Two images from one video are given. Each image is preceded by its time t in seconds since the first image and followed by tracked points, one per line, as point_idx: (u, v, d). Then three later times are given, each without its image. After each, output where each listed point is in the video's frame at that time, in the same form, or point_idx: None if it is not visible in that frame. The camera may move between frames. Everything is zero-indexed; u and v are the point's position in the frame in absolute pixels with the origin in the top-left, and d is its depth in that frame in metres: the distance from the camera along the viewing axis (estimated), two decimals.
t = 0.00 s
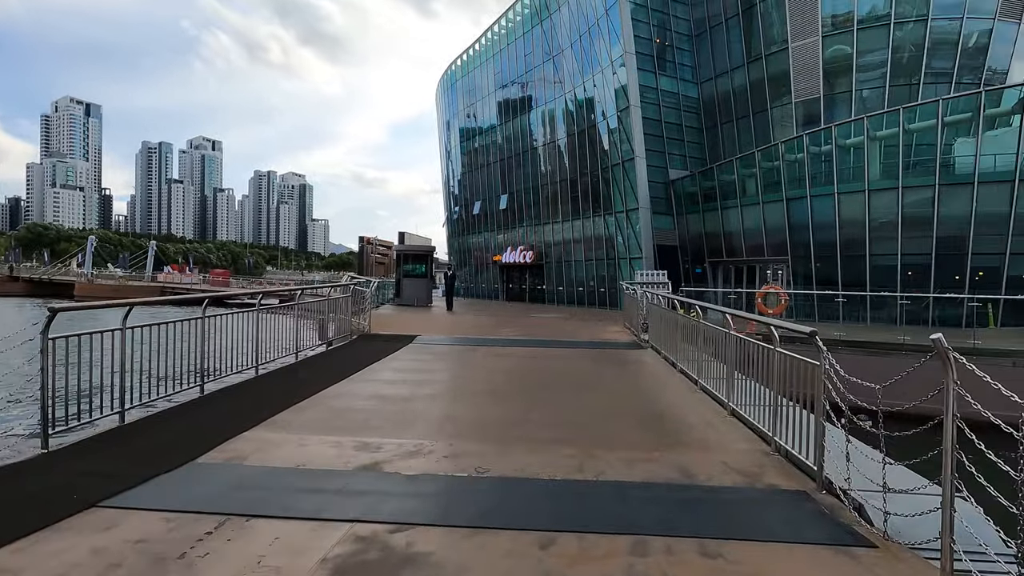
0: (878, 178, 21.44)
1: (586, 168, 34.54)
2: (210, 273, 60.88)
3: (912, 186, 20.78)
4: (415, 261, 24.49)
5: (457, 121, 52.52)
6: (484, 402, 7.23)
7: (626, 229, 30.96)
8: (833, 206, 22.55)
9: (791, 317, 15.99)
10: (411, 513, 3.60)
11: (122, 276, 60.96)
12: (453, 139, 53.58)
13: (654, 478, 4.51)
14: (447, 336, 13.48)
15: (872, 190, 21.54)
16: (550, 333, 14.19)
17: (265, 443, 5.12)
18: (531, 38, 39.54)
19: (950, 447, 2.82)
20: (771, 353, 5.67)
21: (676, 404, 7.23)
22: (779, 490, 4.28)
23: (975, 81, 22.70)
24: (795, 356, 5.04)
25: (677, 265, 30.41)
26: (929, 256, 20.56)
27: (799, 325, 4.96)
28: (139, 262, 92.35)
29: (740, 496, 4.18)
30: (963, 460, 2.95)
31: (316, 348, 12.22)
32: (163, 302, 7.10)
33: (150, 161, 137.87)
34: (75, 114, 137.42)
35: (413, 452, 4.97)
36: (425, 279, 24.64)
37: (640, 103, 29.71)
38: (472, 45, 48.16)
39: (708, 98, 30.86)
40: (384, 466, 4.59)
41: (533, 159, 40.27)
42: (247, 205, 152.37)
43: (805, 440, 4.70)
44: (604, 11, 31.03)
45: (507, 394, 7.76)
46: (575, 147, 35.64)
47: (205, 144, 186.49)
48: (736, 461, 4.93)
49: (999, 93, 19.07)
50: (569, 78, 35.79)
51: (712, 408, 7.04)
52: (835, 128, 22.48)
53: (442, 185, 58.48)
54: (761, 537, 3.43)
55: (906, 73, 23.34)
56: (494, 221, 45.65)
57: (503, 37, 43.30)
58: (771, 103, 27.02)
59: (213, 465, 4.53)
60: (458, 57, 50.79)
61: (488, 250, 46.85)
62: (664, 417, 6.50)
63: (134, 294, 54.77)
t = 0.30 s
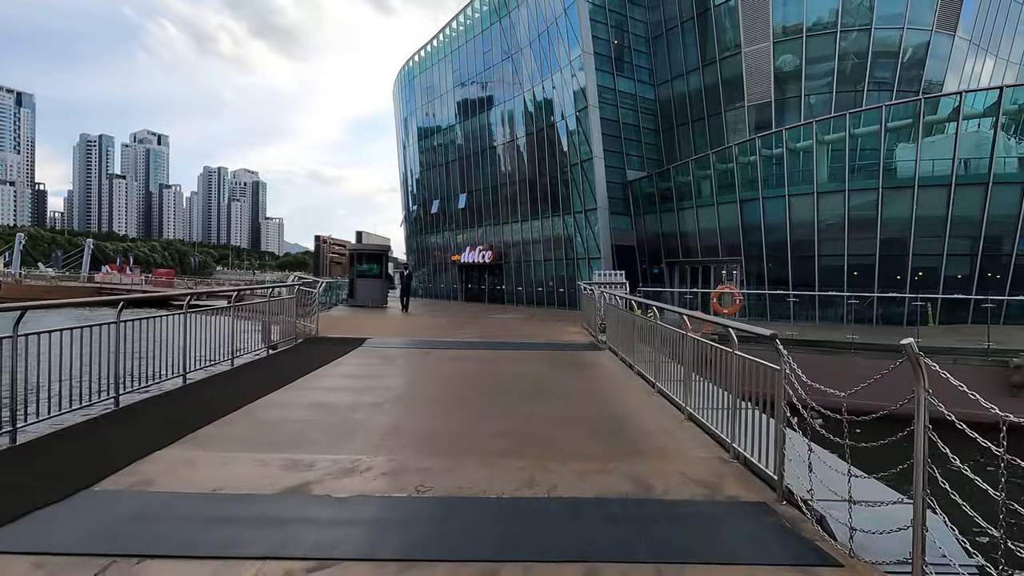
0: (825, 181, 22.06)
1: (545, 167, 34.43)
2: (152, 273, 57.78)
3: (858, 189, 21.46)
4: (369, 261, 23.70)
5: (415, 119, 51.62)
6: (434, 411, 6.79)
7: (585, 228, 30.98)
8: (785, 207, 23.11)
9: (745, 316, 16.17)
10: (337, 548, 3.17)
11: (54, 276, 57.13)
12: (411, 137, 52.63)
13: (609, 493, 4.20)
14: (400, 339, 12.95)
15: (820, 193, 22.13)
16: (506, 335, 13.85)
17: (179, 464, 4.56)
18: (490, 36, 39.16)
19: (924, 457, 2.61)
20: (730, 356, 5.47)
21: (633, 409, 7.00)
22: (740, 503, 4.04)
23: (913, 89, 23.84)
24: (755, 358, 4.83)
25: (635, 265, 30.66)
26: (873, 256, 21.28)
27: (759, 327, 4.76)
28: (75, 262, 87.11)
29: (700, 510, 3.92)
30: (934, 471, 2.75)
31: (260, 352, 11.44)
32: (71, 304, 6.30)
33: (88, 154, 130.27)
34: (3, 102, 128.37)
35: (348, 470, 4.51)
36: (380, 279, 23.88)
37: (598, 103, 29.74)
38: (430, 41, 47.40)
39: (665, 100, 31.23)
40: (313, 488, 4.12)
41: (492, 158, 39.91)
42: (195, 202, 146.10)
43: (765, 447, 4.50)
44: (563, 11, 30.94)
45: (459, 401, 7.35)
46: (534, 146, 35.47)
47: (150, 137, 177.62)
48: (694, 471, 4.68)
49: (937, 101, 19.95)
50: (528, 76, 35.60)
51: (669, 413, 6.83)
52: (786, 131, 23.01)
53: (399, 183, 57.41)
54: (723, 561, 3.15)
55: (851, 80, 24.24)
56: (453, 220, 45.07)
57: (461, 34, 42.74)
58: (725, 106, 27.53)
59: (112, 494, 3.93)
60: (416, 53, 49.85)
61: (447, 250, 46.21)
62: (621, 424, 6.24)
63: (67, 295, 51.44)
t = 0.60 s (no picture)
0: (776, 184, 22.49)
1: (503, 167, 34.06)
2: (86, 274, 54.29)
3: (808, 192, 21.95)
4: (319, 261, 22.68)
5: (370, 115, 50.36)
6: (375, 422, 6.23)
7: (543, 229, 30.80)
8: (738, 209, 23.49)
9: (700, 317, 16.17)
10: None
11: None
12: (366, 134, 51.35)
13: (561, 514, 3.79)
14: (347, 342, 12.25)
15: (771, 195, 22.58)
16: (461, 337, 13.34)
17: (62, 495, 3.87)
18: (447, 33, 38.49)
19: (912, 474, 2.31)
20: (689, 359, 5.17)
21: (589, 416, 6.64)
22: (703, 521, 3.69)
23: (858, 96, 24.73)
24: (716, 362, 4.53)
25: (593, 266, 30.68)
26: (822, 257, 21.81)
27: (721, 328, 4.45)
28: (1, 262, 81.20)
29: (660, 531, 3.54)
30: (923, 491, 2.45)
31: (194, 357, 10.55)
32: None
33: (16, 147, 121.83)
34: None
35: (265, 497, 3.92)
36: (331, 280, 22.90)
37: (556, 103, 29.56)
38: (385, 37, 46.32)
39: (621, 102, 31.39)
40: (219, 521, 3.53)
41: (449, 157, 39.28)
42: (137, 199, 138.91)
43: (729, 457, 4.19)
44: (521, 10, 30.64)
45: (405, 410, 6.82)
46: (492, 146, 35.07)
47: (86, 130, 167.93)
48: (653, 485, 4.33)
49: (880, 108, 20.66)
50: (485, 75, 35.16)
51: (627, 419, 6.50)
52: (739, 135, 23.36)
53: (354, 182, 55.93)
54: None
55: (801, 86, 24.90)
56: (410, 220, 44.18)
57: (417, 30, 41.92)
58: (680, 109, 27.84)
59: None
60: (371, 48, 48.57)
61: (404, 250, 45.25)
62: (576, 432, 5.86)
63: None
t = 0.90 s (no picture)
0: (740, 188, 22.74)
1: (469, 169, 33.62)
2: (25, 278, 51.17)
3: (770, 197, 22.28)
4: (276, 264, 21.76)
5: (332, 115, 49.15)
6: (325, 438, 5.71)
7: (509, 232, 30.47)
8: (703, 213, 23.68)
9: (667, 321, 16.09)
10: None
11: None
12: (328, 134, 50.12)
13: (528, 543, 3.39)
14: (302, 348, 11.56)
15: (735, 200, 22.82)
16: (423, 343, 12.83)
17: None
18: (411, 32, 37.86)
19: (931, 480, 2.17)
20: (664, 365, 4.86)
21: (558, 426, 6.28)
22: (683, 546, 3.36)
23: (816, 104, 25.32)
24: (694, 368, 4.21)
25: (560, 270, 30.52)
26: (784, 261, 22.15)
27: (697, 333, 4.14)
28: None
29: (638, 560, 3.19)
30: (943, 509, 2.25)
31: (133, 365, 9.78)
32: None
33: None
34: None
35: (185, 533, 3.39)
36: (288, 283, 21.96)
37: (522, 105, 29.28)
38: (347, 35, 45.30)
39: (588, 105, 31.40)
40: (123, 567, 2.99)
41: (414, 159, 38.58)
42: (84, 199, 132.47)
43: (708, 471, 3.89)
44: (486, 10, 30.33)
45: (360, 424, 6.32)
46: (458, 148, 34.58)
47: (29, 126, 159.39)
48: (627, 505, 3.98)
49: (838, 115, 21.13)
50: (451, 75, 34.68)
51: (596, 429, 6.16)
52: (703, 139, 23.56)
53: (315, 183, 54.51)
54: None
55: (763, 93, 25.32)
56: (373, 223, 43.24)
57: (381, 29, 41.12)
58: (646, 113, 27.99)
59: None
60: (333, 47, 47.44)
61: (367, 253, 44.21)
62: (544, 447, 5.48)
63: None
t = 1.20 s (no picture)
0: (710, 195, 22.87)
1: (440, 173, 33.09)
2: None
3: (739, 203, 22.45)
4: (236, 270, 20.81)
5: (298, 116, 47.96)
6: (275, 461, 5.18)
7: (480, 237, 30.05)
8: (673, 218, 23.74)
9: (639, 327, 15.90)
10: None
11: None
12: (294, 136, 48.88)
13: None
14: (260, 359, 10.90)
15: (705, 206, 22.94)
16: (390, 352, 12.29)
17: None
18: (380, 32, 37.18)
19: (980, 513, 2.06)
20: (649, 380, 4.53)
21: (531, 443, 5.89)
22: None
23: (783, 112, 25.77)
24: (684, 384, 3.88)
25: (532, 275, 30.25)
26: (753, 267, 22.33)
27: (681, 346, 3.81)
28: None
29: None
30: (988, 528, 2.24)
31: (71, 378, 8.99)
32: None
33: None
34: None
35: None
36: (249, 289, 21.02)
37: (493, 108, 28.93)
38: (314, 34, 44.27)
39: (559, 110, 31.30)
40: None
41: (383, 162, 37.82)
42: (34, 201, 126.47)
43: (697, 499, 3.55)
44: (456, 12, 29.94)
45: (318, 443, 5.81)
46: (427, 151, 34.04)
47: None
48: (608, 537, 3.62)
49: (805, 123, 21.46)
50: (421, 77, 34.13)
51: (573, 447, 5.81)
52: (674, 145, 23.63)
53: (281, 185, 53.08)
54: None
55: (731, 100, 25.62)
56: (341, 227, 42.25)
57: (349, 29, 40.29)
58: (617, 119, 28.04)
59: None
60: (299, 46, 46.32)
61: (334, 257, 43.15)
62: (517, 469, 5.07)
63: None
